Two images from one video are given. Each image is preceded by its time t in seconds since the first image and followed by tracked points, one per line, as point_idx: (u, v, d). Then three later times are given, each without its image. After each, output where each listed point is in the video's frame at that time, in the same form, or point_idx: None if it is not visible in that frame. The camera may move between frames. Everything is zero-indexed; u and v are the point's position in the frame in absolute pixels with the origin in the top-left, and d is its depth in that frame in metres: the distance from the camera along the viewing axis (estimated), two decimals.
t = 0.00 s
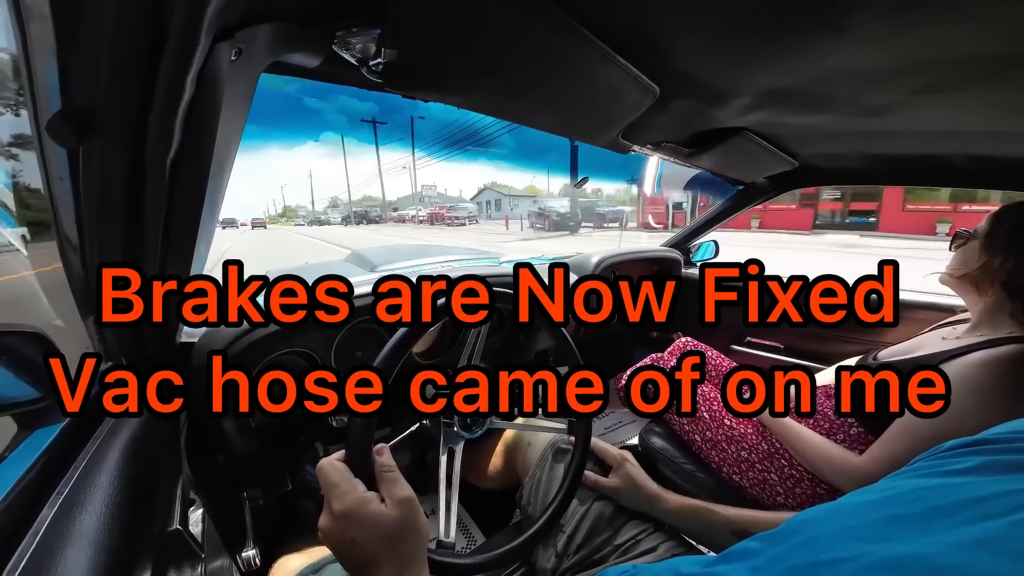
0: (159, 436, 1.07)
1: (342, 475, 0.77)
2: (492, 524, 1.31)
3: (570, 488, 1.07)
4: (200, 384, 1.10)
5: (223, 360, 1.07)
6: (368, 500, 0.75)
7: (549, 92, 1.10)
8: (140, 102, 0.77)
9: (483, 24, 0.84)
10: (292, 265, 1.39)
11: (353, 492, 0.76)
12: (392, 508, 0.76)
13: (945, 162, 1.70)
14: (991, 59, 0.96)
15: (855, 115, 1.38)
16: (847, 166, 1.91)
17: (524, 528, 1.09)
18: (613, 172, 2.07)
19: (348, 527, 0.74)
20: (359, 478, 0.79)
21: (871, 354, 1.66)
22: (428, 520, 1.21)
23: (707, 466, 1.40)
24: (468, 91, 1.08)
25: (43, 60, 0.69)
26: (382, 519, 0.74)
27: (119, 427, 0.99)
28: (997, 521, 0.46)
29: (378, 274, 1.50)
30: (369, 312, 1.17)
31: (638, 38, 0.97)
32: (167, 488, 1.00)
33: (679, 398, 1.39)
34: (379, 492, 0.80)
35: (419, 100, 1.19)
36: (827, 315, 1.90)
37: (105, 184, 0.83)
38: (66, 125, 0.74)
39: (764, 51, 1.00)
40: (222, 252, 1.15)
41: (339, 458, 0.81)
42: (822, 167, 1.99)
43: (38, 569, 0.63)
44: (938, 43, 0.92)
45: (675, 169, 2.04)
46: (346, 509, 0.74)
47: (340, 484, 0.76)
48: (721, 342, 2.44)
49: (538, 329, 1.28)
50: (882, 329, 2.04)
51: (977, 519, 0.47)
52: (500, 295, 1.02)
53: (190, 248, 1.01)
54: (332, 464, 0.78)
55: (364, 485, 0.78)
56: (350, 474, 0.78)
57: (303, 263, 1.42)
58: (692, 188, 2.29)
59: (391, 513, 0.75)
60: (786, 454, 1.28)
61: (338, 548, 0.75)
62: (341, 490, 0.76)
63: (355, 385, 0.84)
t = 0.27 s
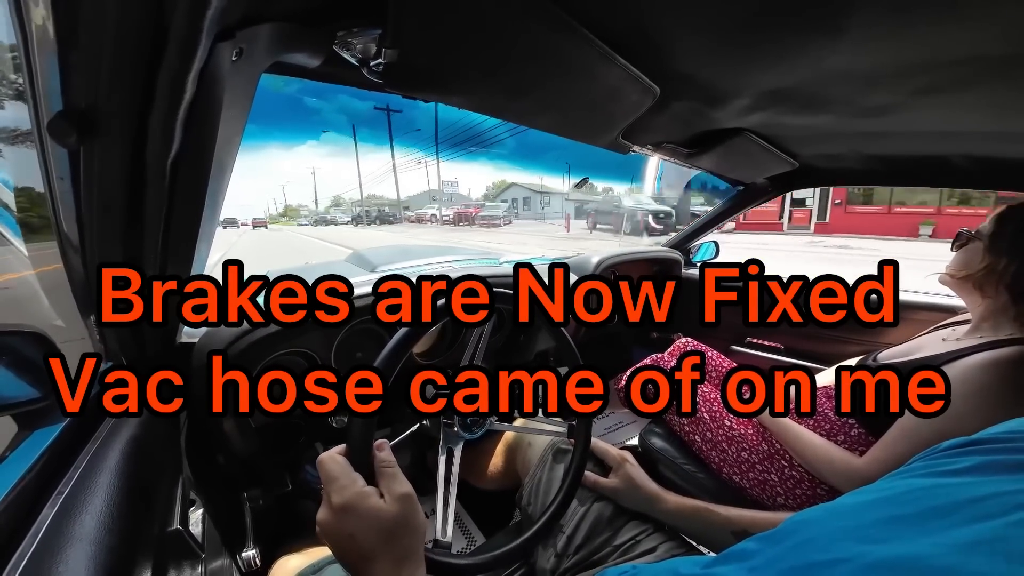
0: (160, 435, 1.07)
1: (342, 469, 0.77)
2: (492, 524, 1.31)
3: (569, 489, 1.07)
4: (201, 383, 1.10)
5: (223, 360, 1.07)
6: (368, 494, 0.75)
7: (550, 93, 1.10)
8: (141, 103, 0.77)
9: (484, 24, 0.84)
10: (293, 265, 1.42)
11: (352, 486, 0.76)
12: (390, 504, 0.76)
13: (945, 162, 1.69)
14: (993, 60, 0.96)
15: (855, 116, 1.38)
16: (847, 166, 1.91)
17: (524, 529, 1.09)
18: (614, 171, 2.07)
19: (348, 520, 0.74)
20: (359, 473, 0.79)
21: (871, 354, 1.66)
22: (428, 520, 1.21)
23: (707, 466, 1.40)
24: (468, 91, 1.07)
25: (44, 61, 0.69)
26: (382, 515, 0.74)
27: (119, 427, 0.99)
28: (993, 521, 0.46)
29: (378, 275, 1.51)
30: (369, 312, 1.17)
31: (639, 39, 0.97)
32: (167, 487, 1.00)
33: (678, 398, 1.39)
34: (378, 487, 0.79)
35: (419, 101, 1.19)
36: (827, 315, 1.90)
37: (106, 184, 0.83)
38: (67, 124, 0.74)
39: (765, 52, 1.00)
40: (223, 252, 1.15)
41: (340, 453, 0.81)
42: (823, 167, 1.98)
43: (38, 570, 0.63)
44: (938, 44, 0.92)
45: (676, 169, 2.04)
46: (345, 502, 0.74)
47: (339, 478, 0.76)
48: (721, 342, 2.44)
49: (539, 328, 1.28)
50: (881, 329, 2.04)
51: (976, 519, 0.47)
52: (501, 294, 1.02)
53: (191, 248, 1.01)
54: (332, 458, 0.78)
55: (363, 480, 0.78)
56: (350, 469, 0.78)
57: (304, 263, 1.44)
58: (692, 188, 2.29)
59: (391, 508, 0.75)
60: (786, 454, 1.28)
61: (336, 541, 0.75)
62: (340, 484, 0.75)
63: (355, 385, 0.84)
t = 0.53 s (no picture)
0: (160, 436, 1.07)
1: (342, 472, 0.77)
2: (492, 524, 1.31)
3: (569, 489, 1.07)
4: (202, 382, 1.10)
5: (224, 360, 1.07)
6: (367, 496, 0.75)
7: (551, 93, 1.10)
8: (142, 103, 0.77)
9: (484, 24, 0.84)
10: (294, 265, 1.42)
11: (353, 488, 0.76)
12: (391, 506, 0.76)
13: (946, 163, 1.69)
14: (995, 61, 0.95)
15: (856, 117, 1.37)
16: (848, 167, 1.91)
17: (524, 529, 1.09)
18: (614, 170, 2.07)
19: (348, 523, 0.74)
20: (360, 476, 0.79)
21: (871, 355, 1.66)
22: (428, 521, 1.21)
23: (708, 467, 1.39)
24: (469, 91, 1.07)
25: (45, 61, 0.69)
26: (382, 517, 0.74)
27: (119, 427, 0.99)
28: (992, 522, 0.46)
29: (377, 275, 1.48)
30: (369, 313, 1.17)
31: (640, 39, 0.97)
32: (167, 487, 1.00)
33: (679, 399, 1.39)
34: (378, 489, 0.79)
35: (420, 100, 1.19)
36: (827, 316, 1.90)
37: (107, 184, 0.83)
38: (69, 124, 0.74)
39: (765, 52, 1.00)
40: (223, 252, 1.15)
41: (341, 455, 0.81)
42: (824, 167, 1.98)
43: (38, 569, 0.63)
44: (940, 45, 0.91)
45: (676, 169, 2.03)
46: (345, 505, 0.74)
47: (339, 480, 0.76)
48: (721, 343, 2.43)
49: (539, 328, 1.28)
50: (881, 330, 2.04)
51: (974, 519, 0.47)
52: (501, 294, 1.02)
53: (192, 248, 1.01)
54: (332, 460, 0.78)
55: (363, 482, 0.78)
56: (350, 472, 0.78)
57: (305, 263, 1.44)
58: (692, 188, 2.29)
59: (391, 510, 0.75)
60: (787, 455, 1.28)
61: (336, 543, 0.75)
62: (340, 486, 0.76)
63: (354, 385, 0.84)
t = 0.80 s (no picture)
0: (161, 435, 1.07)
1: (342, 471, 0.77)
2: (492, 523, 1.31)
3: (570, 488, 1.07)
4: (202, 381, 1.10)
5: (223, 360, 1.07)
6: (367, 495, 0.75)
7: (551, 91, 1.10)
8: (143, 102, 0.77)
9: (485, 23, 0.84)
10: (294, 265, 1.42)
11: (353, 487, 0.76)
12: (391, 505, 0.76)
13: (946, 163, 1.69)
14: (995, 60, 0.96)
15: (857, 116, 1.38)
16: (848, 166, 1.91)
17: (524, 528, 1.09)
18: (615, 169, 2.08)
19: (348, 523, 0.74)
20: (361, 474, 0.79)
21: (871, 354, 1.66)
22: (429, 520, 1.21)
23: (708, 467, 1.39)
24: (469, 90, 1.07)
25: (46, 59, 0.69)
26: (382, 516, 0.74)
27: (120, 426, 0.99)
28: (991, 522, 0.46)
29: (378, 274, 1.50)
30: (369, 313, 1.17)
31: (641, 37, 0.97)
32: (168, 486, 1.00)
33: (679, 398, 1.39)
34: (379, 488, 0.79)
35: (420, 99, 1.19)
36: (827, 315, 1.90)
37: (107, 183, 0.83)
38: (69, 123, 0.74)
39: (766, 51, 1.00)
40: (224, 252, 1.15)
41: (342, 453, 0.81)
42: (823, 167, 1.98)
43: (39, 569, 0.63)
44: (940, 44, 0.92)
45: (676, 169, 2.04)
46: (346, 503, 0.74)
47: (340, 479, 0.76)
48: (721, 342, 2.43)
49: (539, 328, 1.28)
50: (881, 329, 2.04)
51: (974, 519, 0.47)
52: (502, 294, 1.02)
53: (192, 247, 1.01)
54: (333, 458, 0.78)
55: (364, 481, 0.78)
56: (351, 472, 0.78)
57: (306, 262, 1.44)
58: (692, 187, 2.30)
59: (391, 509, 0.75)
60: (787, 454, 1.28)
61: (336, 542, 0.74)
62: (341, 486, 0.76)
63: (354, 384, 0.84)
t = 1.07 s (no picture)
0: (163, 435, 1.07)
1: (343, 473, 0.77)
2: (493, 523, 1.31)
3: (571, 487, 1.07)
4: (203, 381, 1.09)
5: (224, 360, 1.07)
6: (369, 497, 0.75)
7: (552, 91, 1.10)
8: (144, 103, 0.77)
9: (486, 23, 0.84)
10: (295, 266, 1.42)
11: (354, 489, 0.76)
12: (393, 506, 0.76)
13: (946, 163, 1.70)
14: (995, 60, 0.96)
15: (857, 115, 1.38)
16: (848, 166, 1.91)
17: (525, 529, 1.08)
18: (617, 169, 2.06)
19: (350, 524, 0.74)
20: (362, 476, 0.79)
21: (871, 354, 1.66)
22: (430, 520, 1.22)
23: (709, 467, 1.39)
24: (469, 90, 1.07)
25: (47, 60, 0.69)
26: (384, 517, 0.74)
27: (121, 427, 0.99)
28: (993, 521, 0.46)
29: (378, 274, 1.51)
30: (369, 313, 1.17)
31: (641, 37, 0.97)
32: (170, 486, 1.00)
33: (679, 398, 1.39)
34: (381, 489, 0.79)
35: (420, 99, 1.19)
36: (827, 315, 1.90)
37: (108, 183, 0.83)
38: (70, 124, 0.74)
39: (766, 51, 1.00)
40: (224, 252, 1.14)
41: (343, 456, 0.81)
42: (823, 166, 1.98)
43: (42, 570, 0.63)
44: (940, 43, 0.92)
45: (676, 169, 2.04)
46: (347, 506, 0.74)
47: (342, 482, 0.76)
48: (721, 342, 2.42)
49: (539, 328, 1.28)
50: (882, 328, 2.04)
51: (975, 518, 0.47)
52: (501, 293, 1.02)
53: (193, 248, 1.01)
54: (333, 461, 0.78)
55: (365, 483, 0.78)
56: (352, 473, 0.78)
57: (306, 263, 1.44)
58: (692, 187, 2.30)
59: (392, 510, 0.75)
60: (788, 454, 1.28)
61: (340, 544, 0.74)
62: (342, 488, 0.76)
63: (355, 385, 0.84)
